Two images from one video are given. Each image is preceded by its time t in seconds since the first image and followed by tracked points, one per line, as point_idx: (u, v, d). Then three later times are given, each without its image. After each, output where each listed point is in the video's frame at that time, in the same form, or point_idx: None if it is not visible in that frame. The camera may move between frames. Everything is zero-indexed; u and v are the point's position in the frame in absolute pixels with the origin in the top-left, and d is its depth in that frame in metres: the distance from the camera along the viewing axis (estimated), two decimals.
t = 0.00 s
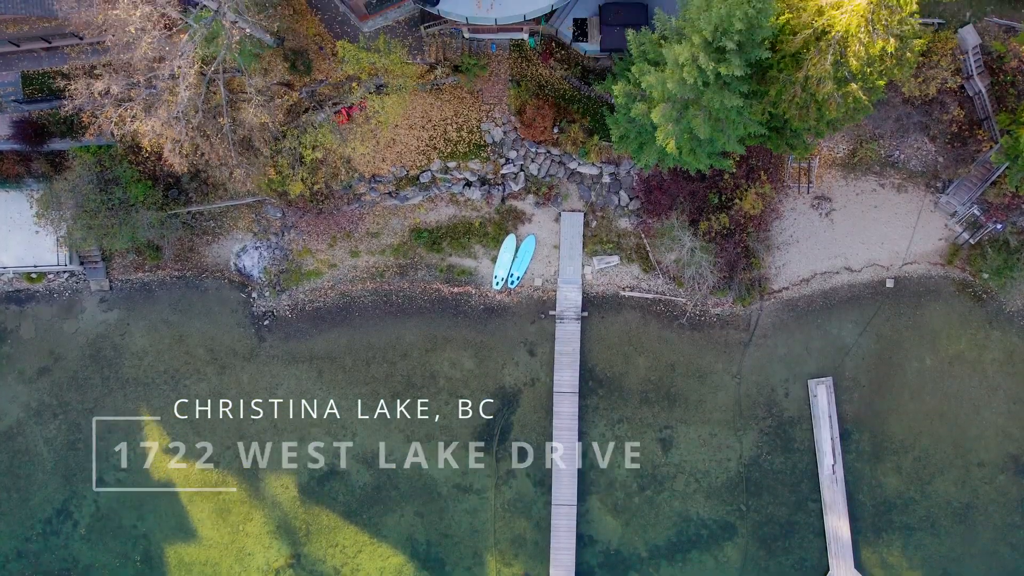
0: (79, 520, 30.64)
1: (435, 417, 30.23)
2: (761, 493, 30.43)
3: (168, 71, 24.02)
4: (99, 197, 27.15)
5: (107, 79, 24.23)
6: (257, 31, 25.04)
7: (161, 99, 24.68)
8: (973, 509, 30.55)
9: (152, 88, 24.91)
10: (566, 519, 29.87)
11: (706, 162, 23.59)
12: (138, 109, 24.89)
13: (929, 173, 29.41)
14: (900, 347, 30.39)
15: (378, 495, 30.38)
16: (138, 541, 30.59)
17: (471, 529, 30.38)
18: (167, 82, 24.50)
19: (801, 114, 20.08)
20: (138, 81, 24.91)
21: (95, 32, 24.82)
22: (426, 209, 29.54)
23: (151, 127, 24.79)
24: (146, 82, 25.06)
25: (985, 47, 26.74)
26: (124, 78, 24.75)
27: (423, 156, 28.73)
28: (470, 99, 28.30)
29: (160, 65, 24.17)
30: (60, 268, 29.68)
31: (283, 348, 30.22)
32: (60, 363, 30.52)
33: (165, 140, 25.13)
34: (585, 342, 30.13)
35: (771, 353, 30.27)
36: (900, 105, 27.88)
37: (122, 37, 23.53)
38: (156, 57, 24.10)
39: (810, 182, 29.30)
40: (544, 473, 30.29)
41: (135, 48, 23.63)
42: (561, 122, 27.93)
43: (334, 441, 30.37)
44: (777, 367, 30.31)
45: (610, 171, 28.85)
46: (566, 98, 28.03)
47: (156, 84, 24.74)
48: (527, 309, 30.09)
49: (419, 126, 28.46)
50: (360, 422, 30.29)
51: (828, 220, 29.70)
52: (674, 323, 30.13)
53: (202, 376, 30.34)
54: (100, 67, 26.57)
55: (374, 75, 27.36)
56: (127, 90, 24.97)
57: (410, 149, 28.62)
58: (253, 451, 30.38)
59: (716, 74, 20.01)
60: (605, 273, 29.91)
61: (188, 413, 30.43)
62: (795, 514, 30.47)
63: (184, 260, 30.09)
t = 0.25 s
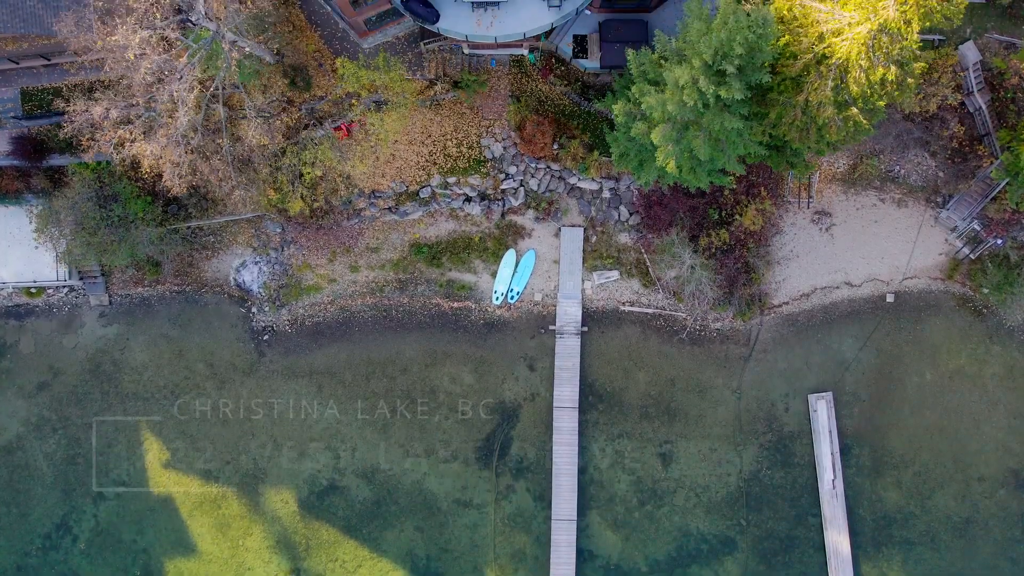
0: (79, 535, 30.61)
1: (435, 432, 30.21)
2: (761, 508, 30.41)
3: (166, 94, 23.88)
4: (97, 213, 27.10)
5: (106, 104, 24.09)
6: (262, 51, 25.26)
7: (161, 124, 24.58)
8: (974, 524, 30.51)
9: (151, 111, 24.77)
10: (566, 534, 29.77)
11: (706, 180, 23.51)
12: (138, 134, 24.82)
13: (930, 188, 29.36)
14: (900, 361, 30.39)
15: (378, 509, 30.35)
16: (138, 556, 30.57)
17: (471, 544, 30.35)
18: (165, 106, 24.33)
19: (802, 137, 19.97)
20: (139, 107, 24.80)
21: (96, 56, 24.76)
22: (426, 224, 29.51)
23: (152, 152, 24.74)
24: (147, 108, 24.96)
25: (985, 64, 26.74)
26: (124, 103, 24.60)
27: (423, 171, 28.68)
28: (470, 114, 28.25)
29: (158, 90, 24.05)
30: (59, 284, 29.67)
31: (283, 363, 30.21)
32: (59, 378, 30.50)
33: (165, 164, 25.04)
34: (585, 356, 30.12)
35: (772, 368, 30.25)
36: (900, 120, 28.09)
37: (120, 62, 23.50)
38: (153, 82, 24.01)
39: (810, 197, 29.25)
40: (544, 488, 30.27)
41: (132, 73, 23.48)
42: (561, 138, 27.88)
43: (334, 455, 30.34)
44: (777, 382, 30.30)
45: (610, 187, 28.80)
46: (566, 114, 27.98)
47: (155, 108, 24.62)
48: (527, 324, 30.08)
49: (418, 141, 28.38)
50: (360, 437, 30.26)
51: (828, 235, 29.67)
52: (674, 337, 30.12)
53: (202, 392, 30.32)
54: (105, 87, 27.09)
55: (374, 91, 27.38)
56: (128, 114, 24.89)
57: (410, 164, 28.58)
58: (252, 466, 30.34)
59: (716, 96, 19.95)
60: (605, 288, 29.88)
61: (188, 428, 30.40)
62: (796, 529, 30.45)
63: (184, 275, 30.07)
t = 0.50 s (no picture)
0: (79, 548, 30.59)
1: (435, 446, 30.18)
2: (762, 521, 30.39)
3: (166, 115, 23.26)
4: (95, 229, 26.99)
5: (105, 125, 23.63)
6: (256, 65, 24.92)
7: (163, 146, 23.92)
8: (974, 537, 30.46)
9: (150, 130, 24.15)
10: (566, 548, 29.74)
11: (706, 197, 23.45)
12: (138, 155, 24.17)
13: (930, 202, 29.29)
14: (900, 375, 30.37)
15: (377, 523, 30.32)
16: (138, 569, 30.56)
17: (471, 557, 30.33)
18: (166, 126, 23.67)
19: (802, 157, 19.87)
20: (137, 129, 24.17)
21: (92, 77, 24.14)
22: (426, 237, 29.50)
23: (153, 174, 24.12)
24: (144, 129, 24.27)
25: (985, 78, 26.62)
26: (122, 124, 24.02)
27: (423, 185, 28.62)
28: (469, 128, 28.20)
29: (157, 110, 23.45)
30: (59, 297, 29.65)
31: (282, 377, 30.20)
32: (59, 391, 30.47)
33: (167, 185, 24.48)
34: (585, 370, 30.11)
35: (772, 382, 30.23)
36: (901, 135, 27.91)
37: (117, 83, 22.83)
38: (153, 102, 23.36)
39: (810, 211, 29.17)
40: (544, 501, 30.25)
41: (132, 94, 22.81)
42: (561, 152, 27.81)
43: (334, 469, 30.32)
44: (777, 395, 30.28)
45: (610, 201, 28.74)
46: (566, 128, 27.95)
47: (154, 128, 23.89)
48: (527, 337, 30.07)
49: (418, 155, 28.31)
50: (360, 450, 30.24)
51: (828, 248, 29.62)
52: (674, 351, 30.10)
53: (202, 405, 30.30)
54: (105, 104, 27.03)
55: (373, 105, 27.38)
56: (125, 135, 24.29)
57: (410, 178, 28.51)
58: (252, 479, 30.33)
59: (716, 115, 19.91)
60: (605, 301, 29.86)
61: (187, 442, 30.37)
62: (796, 542, 30.42)
63: (183, 288, 30.05)
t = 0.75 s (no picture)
0: (79, 563, 30.58)
1: (435, 460, 30.14)
2: (762, 536, 30.37)
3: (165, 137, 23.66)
4: (94, 245, 26.95)
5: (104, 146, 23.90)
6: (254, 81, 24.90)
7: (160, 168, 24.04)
8: (975, 551, 30.43)
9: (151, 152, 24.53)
10: (566, 563, 29.70)
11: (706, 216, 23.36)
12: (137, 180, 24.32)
13: (930, 217, 29.20)
14: (901, 389, 30.35)
15: (377, 537, 30.30)
16: None
17: (471, 571, 30.32)
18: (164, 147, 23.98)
19: (803, 180, 19.83)
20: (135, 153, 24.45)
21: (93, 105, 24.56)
22: (426, 252, 29.45)
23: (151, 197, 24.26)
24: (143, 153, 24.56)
25: (986, 94, 26.59)
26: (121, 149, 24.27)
27: (423, 201, 28.59)
28: (469, 143, 28.18)
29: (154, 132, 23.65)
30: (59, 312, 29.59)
31: (282, 392, 30.18)
32: (59, 406, 30.45)
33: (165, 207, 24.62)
34: (585, 384, 30.07)
35: (772, 397, 30.21)
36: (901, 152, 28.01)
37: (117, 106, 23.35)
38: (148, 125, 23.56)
39: (811, 226, 29.14)
40: (544, 516, 30.22)
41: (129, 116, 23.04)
42: (561, 167, 27.83)
43: (334, 483, 30.29)
44: (778, 410, 30.26)
45: (610, 216, 28.70)
46: (566, 143, 27.93)
47: (154, 150, 24.07)
48: (527, 352, 30.05)
49: (418, 171, 28.29)
50: (360, 465, 30.22)
51: (829, 263, 29.58)
52: (674, 366, 30.06)
53: (202, 419, 30.28)
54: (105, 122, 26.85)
55: (373, 121, 27.34)
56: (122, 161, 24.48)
57: (410, 193, 28.47)
58: (252, 494, 30.31)
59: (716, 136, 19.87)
60: (605, 315, 29.81)
61: (187, 456, 30.35)
62: (796, 557, 30.41)
63: (183, 303, 30.02)
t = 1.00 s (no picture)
0: None
1: (435, 474, 30.13)
2: (762, 549, 30.37)
3: (164, 156, 23.68)
4: (93, 259, 27.04)
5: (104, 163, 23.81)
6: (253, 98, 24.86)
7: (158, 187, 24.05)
8: (974, 564, 30.43)
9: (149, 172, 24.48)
10: None
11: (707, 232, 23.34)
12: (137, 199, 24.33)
13: (931, 230, 29.15)
14: (901, 402, 30.34)
15: (377, 550, 30.29)
16: None
17: None
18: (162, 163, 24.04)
19: (804, 200, 19.84)
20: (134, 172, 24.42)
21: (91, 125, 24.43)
22: (426, 265, 29.42)
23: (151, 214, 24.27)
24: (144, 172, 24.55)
25: (986, 108, 26.56)
26: (121, 169, 24.26)
27: (423, 215, 28.56)
28: (469, 157, 28.14)
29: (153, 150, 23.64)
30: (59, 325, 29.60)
31: (282, 405, 30.16)
32: (58, 419, 30.42)
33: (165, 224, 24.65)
34: (585, 397, 30.05)
35: (772, 410, 30.19)
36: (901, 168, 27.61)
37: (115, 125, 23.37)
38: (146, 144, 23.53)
39: (811, 239, 29.08)
40: (544, 529, 30.20)
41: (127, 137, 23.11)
42: (561, 181, 27.77)
43: (334, 496, 30.28)
44: (778, 423, 30.23)
45: (610, 230, 28.66)
46: (566, 157, 27.89)
47: (153, 170, 24.10)
48: (527, 365, 30.04)
49: (418, 185, 28.24)
50: (360, 478, 30.20)
51: (829, 276, 29.54)
52: (674, 379, 30.04)
53: (202, 433, 30.26)
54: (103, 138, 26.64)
55: (373, 136, 27.31)
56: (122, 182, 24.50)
57: (410, 207, 28.44)
58: (252, 507, 30.29)
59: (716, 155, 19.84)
60: (605, 329, 29.79)
61: (187, 469, 30.33)
62: (796, 570, 30.41)
63: (183, 316, 29.98)
